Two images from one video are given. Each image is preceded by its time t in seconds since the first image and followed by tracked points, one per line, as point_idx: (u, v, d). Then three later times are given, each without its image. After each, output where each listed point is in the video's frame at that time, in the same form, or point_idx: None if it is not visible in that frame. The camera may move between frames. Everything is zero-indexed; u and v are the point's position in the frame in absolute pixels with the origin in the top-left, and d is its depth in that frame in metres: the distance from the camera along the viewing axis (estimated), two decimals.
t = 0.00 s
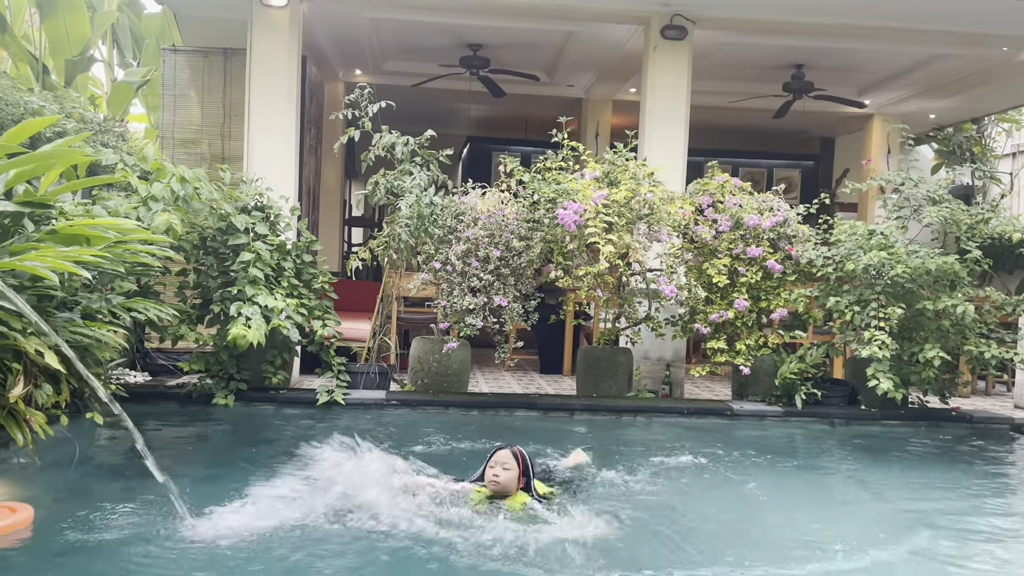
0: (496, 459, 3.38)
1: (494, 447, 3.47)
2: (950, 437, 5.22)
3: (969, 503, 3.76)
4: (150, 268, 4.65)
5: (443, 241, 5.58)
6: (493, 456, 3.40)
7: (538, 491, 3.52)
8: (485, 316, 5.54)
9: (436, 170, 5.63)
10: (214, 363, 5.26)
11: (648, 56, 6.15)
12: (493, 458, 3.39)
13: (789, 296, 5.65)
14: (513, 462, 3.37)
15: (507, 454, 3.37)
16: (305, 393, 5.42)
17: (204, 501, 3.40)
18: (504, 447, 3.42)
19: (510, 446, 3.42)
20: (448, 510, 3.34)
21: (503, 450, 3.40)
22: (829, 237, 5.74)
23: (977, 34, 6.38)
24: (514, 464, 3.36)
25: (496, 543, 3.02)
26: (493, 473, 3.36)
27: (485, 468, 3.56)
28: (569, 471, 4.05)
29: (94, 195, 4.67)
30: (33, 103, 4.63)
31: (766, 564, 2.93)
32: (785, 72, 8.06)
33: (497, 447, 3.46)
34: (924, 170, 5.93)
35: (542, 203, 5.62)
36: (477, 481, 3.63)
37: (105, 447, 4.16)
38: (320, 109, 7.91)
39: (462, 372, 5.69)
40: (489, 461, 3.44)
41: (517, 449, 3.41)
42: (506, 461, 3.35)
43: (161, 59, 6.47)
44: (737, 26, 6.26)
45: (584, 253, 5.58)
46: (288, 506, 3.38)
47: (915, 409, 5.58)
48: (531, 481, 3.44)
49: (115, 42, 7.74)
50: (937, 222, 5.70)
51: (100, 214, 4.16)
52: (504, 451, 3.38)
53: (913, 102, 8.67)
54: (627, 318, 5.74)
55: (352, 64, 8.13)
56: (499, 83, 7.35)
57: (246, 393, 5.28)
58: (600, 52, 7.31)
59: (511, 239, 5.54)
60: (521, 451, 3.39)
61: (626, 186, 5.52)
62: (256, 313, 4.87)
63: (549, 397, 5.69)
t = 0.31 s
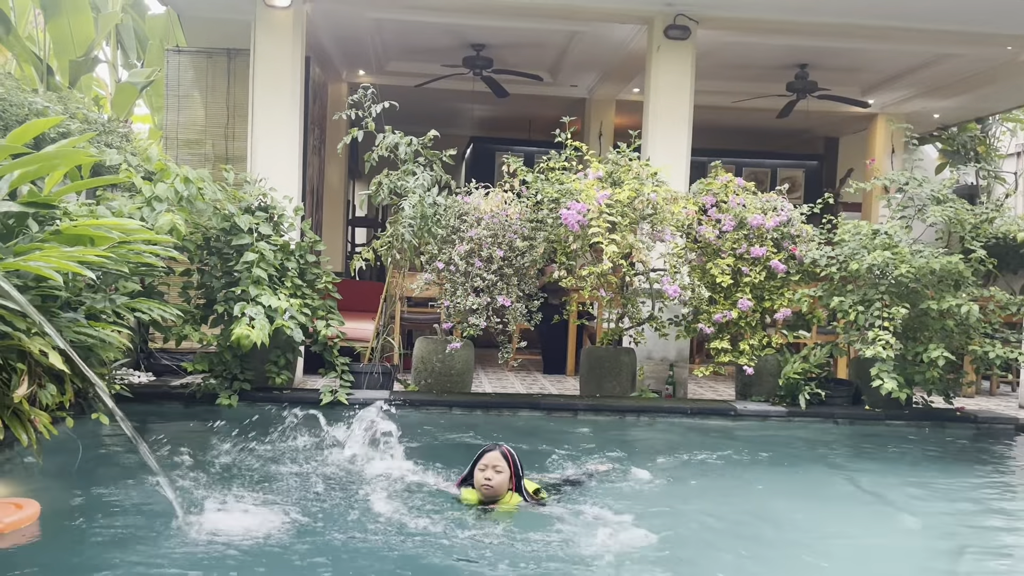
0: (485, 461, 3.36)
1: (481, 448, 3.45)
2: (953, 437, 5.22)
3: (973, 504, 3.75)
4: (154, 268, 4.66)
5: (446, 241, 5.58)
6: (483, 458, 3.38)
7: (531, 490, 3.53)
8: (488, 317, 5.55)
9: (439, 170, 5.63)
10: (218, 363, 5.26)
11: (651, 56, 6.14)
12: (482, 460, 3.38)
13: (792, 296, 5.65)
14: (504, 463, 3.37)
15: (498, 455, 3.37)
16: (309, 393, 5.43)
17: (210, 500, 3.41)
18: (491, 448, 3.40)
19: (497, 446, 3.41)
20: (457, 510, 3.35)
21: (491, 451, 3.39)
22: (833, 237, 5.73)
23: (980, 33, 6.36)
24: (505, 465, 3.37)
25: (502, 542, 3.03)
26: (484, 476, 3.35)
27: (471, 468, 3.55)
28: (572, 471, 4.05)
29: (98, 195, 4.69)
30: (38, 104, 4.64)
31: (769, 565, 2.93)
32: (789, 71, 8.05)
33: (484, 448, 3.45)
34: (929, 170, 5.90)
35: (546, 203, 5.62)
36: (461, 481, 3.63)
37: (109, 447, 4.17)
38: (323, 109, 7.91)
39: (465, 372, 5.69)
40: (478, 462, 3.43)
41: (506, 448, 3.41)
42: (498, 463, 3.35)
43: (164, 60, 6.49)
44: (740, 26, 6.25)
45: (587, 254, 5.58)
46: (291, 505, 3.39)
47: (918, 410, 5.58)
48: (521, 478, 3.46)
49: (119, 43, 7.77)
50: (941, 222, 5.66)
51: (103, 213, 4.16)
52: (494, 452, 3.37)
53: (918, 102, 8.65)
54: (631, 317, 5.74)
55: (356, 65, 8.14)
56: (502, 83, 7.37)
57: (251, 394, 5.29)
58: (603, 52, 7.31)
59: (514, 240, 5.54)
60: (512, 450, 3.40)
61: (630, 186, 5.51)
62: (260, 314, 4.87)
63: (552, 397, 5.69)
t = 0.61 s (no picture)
0: (468, 476, 3.20)
1: (462, 463, 3.28)
2: (957, 438, 5.20)
3: (977, 503, 3.74)
4: (158, 268, 4.67)
5: (449, 241, 5.58)
6: (464, 474, 3.22)
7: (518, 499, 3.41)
8: (491, 317, 5.54)
9: (443, 170, 5.63)
10: (222, 363, 5.24)
11: (654, 55, 6.14)
12: (463, 476, 3.21)
13: (796, 296, 5.63)
14: (487, 478, 3.21)
15: (480, 469, 3.21)
16: (312, 393, 5.43)
17: (213, 500, 3.42)
18: (473, 463, 3.25)
19: (479, 460, 3.26)
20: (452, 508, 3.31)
21: (473, 466, 3.23)
22: (837, 237, 5.71)
23: (983, 32, 6.35)
24: (487, 480, 3.21)
25: (511, 542, 3.03)
26: (466, 492, 3.17)
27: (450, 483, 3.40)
28: (575, 472, 4.05)
29: (103, 196, 4.70)
30: (43, 105, 4.66)
31: (773, 565, 2.91)
32: (792, 71, 8.04)
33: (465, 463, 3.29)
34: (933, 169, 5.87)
35: (549, 203, 5.61)
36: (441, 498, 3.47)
37: (113, 447, 4.18)
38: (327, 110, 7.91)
39: (468, 372, 5.69)
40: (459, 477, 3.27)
41: (488, 463, 3.26)
42: (481, 477, 3.19)
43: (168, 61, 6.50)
44: (743, 25, 6.24)
45: (590, 253, 5.57)
46: (294, 506, 3.38)
47: (923, 410, 5.56)
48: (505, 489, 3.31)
49: (123, 44, 7.78)
50: (945, 221, 5.63)
51: (107, 214, 4.17)
52: (476, 467, 3.21)
53: (921, 101, 8.63)
54: (634, 317, 5.73)
55: (359, 65, 8.14)
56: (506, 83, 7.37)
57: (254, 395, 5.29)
58: (606, 52, 7.30)
59: (517, 240, 5.54)
60: (494, 464, 3.25)
61: (634, 185, 5.49)
62: (264, 314, 4.88)
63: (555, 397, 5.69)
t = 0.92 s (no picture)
0: (454, 482, 3.09)
1: (445, 467, 3.17)
2: (960, 437, 5.19)
3: (981, 503, 3.73)
4: (161, 268, 4.68)
5: (452, 240, 5.57)
6: (450, 479, 3.11)
7: (504, 502, 3.36)
8: (494, 316, 5.54)
9: (445, 169, 5.62)
10: (226, 363, 5.26)
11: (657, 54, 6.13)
12: (449, 481, 3.11)
13: (799, 295, 5.62)
14: (475, 482, 3.11)
15: (467, 474, 3.11)
16: (315, 393, 5.43)
17: (218, 499, 3.42)
18: (457, 467, 3.14)
19: (463, 464, 3.15)
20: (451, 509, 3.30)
21: (459, 471, 3.12)
22: (840, 236, 5.70)
23: (987, 30, 6.34)
24: (474, 484, 3.11)
25: (513, 542, 3.02)
26: (453, 498, 3.08)
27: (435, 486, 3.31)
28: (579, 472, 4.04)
29: (106, 196, 4.71)
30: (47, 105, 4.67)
31: (777, 565, 2.91)
32: (795, 70, 8.02)
33: (449, 467, 3.17)
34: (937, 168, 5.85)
35: (551, 202, 5.60)
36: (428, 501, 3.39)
37: (118, 446, 4.19)
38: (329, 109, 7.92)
39: (471, 372, 5.68)
40: (445, 482, 3.17)
41: (473, 466, 3.15)
42: (468, 482, 3.09)
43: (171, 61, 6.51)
44: (747, 24, 6.23)
45: (593, 252, 5.57)
46: (296, 505, 3.38)
47: (926, 409, 5.55)
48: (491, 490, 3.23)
49: (126, 44, 7.80)
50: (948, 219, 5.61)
51: (111, 213, 4.18)
52: (463, 472, 3.10)
53: (925, 100, 8.61)
54: (637, 317, 5.72)
55: (361, 65, 8.15)
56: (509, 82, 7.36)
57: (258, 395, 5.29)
58: (609, 51, 7.29)
59: (520, 239, 5.53)
60: (478, 468, 3.15)
61: (636, 185, 5.48)
62: (268, 314, 4.88)
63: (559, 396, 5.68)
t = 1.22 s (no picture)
0: (449, 486, 2.99)
1: (440, 472, 3.06)
2: (963, 435, 5.18)
3: (984, 502, 3.72)
4: (164, 267, 4.68)
5: (455, 239, 5.58)
6: (445, 483, 3.00)
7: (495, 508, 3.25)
8: (496, 315, 5.54)
9: (448, 169, 5.62)
10: (228, 363, 5.28)
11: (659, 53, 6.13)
12: (444, 485, 3.00)
13: (802, 294, 5.61)
14: (469, 488, 3.01)
15: (462, 479, 3.00)
16: (318, 392, 5.43)
17: (222, 498, 3.43)
18: (452, 472, 3.04)
19: (458, 469, 3.05)
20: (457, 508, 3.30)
21: (454, 476, 3.02)
22: (843, 235, 5.69)
23: (990, 28, 6.32)
24: (469, 490, 3.00)
25: (516, 541, 3.02)
26: (446, 504, 2.97)
27: (426, 493, 3.20)
28: (582, 471, 4.04)
29: (109, 195, 4.72)
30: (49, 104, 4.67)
31: (780, 564, 2.90)
32: (798, 68, 8.01)
33: (443, 471, 3.07)
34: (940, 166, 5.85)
35: (554, 201, 5.60)
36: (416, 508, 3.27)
37: (121, 446, 4.19)
38: (331, 108, 7.92)
39: (474, 371, 5.67)
40: (438, 486, 3.06)
41: (467, 471, 3.05)
42: (463, 487, 2.99)
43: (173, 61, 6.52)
44: (750, 22, 6.22)
45: (595, 251, 5.56)
46: (299, 505, 3.37)
47: (928, 408, 5.55)
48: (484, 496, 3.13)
49: (128, 44, 7.81)
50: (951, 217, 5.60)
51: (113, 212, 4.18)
52: (458, 477, 3.00)
53: (928, 98, 8.59)
54: (640, 316, 5.72)
55: (363, 64, 8.15)
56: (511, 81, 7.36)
57: (261, 394, 5.29)
58: (612, 49, 7.28)
59: (523, 238, 5.54)
60: (474, 473, 3.06)
61: (639, 183, 5.48)
62: (270, 313, 4.88)
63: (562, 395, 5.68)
